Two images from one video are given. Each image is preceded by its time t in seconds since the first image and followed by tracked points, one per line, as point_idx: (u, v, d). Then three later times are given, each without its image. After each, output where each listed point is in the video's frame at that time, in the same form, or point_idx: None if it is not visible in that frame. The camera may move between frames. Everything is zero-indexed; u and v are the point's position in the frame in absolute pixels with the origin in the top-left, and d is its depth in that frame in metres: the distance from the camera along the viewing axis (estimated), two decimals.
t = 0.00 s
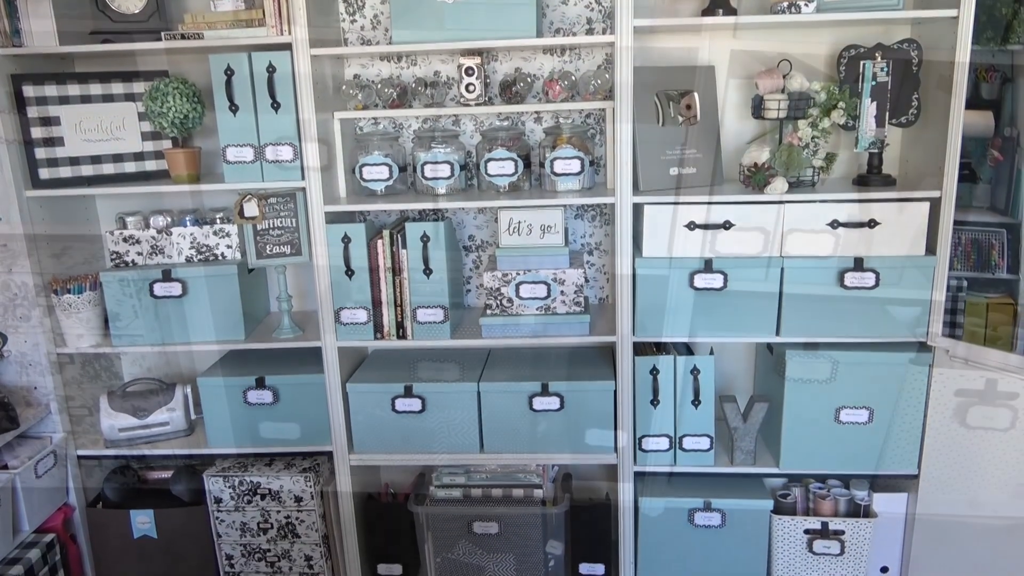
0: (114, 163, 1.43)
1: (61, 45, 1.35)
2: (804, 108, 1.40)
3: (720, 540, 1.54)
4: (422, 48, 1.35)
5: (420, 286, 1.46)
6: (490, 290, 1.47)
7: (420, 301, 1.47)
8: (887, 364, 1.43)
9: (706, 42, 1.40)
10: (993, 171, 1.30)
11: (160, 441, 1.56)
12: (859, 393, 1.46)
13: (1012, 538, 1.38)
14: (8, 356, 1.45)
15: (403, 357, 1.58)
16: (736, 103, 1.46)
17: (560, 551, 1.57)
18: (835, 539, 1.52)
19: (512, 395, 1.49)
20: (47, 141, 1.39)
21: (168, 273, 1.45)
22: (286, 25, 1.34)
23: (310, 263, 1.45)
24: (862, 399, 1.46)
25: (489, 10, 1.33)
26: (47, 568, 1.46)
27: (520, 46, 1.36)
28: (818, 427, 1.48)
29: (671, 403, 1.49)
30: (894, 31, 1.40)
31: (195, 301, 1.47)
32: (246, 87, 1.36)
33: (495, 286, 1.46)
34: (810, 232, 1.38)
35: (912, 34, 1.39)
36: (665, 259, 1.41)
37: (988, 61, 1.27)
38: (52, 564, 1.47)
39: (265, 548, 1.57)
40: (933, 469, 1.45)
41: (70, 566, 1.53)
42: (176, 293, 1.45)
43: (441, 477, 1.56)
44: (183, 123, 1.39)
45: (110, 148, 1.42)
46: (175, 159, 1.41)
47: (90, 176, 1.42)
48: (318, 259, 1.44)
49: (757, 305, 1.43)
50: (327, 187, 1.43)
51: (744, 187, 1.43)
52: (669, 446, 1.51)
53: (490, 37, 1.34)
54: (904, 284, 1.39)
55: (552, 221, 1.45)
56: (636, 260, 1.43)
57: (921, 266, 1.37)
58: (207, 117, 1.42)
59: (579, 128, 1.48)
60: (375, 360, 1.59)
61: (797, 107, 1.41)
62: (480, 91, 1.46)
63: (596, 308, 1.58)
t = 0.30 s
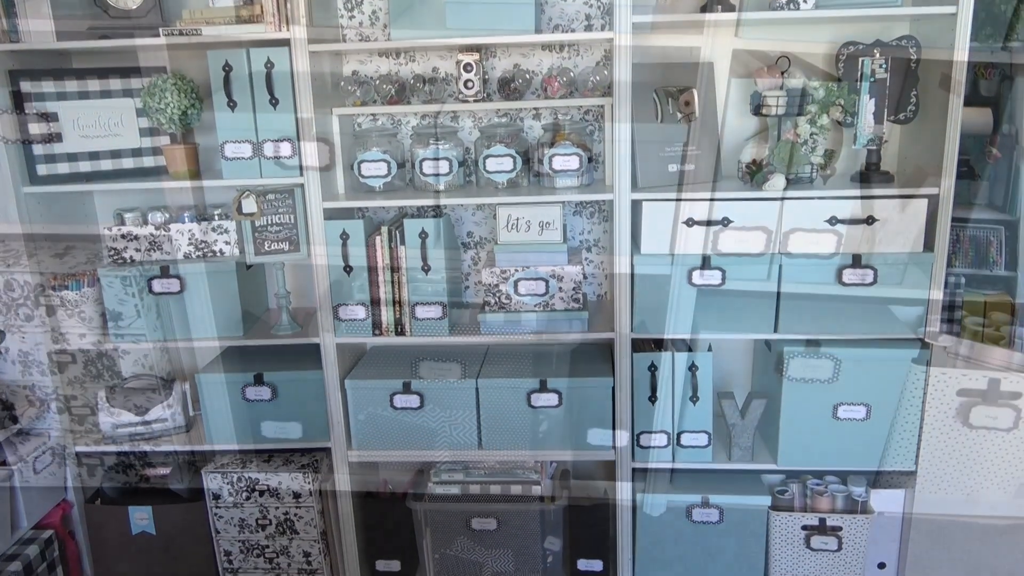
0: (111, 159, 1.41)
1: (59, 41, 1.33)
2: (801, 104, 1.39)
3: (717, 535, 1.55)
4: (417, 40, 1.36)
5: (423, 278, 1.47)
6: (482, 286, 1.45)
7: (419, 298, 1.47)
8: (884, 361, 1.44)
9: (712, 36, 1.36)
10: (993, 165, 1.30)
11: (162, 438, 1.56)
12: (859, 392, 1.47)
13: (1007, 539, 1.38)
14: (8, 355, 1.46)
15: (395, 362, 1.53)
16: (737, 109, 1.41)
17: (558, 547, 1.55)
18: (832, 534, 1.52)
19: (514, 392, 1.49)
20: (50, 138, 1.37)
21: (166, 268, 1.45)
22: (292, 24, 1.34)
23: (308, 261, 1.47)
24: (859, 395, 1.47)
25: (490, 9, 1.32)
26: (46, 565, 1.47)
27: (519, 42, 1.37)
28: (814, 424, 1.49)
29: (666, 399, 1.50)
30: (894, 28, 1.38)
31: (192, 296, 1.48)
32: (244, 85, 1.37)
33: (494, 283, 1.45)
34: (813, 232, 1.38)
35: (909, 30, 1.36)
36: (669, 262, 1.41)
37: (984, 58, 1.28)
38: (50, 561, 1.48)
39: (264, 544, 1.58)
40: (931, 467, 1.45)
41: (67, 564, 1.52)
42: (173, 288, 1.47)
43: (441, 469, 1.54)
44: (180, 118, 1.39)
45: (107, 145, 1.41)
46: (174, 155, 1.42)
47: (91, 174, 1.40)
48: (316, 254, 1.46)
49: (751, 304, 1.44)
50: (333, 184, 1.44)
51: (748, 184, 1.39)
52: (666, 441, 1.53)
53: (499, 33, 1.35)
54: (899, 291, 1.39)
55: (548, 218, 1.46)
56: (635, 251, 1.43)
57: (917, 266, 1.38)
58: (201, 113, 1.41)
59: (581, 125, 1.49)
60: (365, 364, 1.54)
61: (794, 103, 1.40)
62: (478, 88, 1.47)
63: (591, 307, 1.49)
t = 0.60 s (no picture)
0: (108, 156, 1.41)
1: (54, 35, 1.31)
2: (799, 101, 1.36)
3: (714, 531, 1.54)
4: (412, 35, 1.34)
5: (423, 274, 1.47)
6: (479, 284, 1.47)
7: (417, 296, 1.47)
8: (887, 358, 1.42)
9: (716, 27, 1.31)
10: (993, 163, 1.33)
11: (164, 439, 1.54)
12: (861, 390, 1.45)
13: (1006, 538, 1.42)
14: (8, 355, 1.46)
15: (394, 363, 1.52)
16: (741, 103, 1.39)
17: (555, 544, 1.56)
18: (829, 531, 1.50)
19: (513, 395, 1.48)
20: (53, 137, 1.37)
21: (163, 265, 1.46)
22: (298, 23, 1.33)
23: (305, 258, 1.47)
24: (861, 394, 1.45)
25: (488, 8, 1.31)
26: (42, 562, 1.48)
27: (517, 39, 1.34)
28: (813, 421, 1.49)
29: (664, 398, 1.50)
30: (891, 24, 1.37)
31: (189, 291, 1.48)
32: (241, 82, 1.37)
33: (491, 279, 1.47)
34: (813, 231, 1.37)
35: (909, 26, 1.34)
36: (671, 263, 1.41)
37: (984, 57, 1.27)
38: (47, 558, 1.50)
39: (260, 542, 1.58)
40: (928, 464, 1.45)
41: (65, 560, 1.54)
42: (170, 285, 1.46)
43: (440, 467, 1.55)
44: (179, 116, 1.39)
45: (103, 142, 1.40)
46: (171, 151, 1.41)
47: (91, 171, 1.41)
48: (313, 252, 1.46)
49: (749, 299, 1.47)
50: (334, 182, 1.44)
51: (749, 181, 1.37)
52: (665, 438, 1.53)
53: (492, 30, 1.32)
54: (899, 290, 1.39)
55: (547, 215, 1.45)
56: (634, 250, 1.43)
57: (915, 262, 1.38)
58: (194, 113, 1.39)
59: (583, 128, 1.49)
60: (364, 364, 1.53)
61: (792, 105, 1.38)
62: (476, 84, 1.48)
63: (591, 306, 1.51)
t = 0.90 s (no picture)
0: (104, 156, 1.39)
1: (50, 34, 1.30)
2: (798, 101, 1.33)
3: (712, 530, 1.54)
4: (408, 35, 1.29)
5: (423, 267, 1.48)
6: (479, 286, 1.48)
7: (415, 297, 1.47)
8: (889, 359, 1.41)
9: (716, 28, 1.24)
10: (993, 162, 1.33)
11: (164, 441, 1.54)
12: (862, 391, 1.45)
13: (1007, 538, 1.48)
14: (9, 357, 1.46)
15: (393, 365, 1.50)
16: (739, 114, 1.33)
17: (554, 544, 1.57)
18: (827, 531, 1.50)
19: (518, 393, 1.48)
20: (55, 139, 1.37)
21: (161, 265, 1.45)
22: (300, 25, 1.29)
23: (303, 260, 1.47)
24: (863, 395, 1.45)
25: (488, 10, 1.27)
26: (40, 564, 1.49)
27: (518, 40, 1.32)
28: (812, 422, 1.49)
29: (661, 399, 1.50)
30: (889, 24, 1.31)
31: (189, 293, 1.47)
32: (238, 84, 1.39)
33: (490, 280, 1.48)
34: (813, 233, 1.37)
35: (908, 27, 1.29)
36: (671, 266, 1.40)
37: (990, 58, 1.24)
38: (44, 560, 1.50)
39: (259, 543, 1.59)
40: (928, 464, 1.46)
41: (61, 561, 1.54)
42: (168, 286, 1.46)
43: (442, 468, 1.55)
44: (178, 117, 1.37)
45: (99, 143, 1.38)
46: (167, 151, 1.39)
47: (92, 173, 1.40)
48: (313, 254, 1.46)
49: (744, 297, 1.51)
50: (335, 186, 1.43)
51: (750, 182, 1.36)
52: (666, 439, 1.53)
53: (491, 31, 1.29)
54: (900, 292, 1.38)
55: (545, 215, 1.45)
56: (632, 250, 1.43)
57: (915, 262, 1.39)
58: (194, 116, 1.37)
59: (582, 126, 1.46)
60: (361, 368, 1.50)
61: (792, 108, 1.33)
62: (474, 84, 1.49)
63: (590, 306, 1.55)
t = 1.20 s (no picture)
0: (106, 169, 1.37)
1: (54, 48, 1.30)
2: (803, 113, 1.26)
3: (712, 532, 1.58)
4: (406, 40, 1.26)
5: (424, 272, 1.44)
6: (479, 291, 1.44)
7: (418, 306, 1.45)
8: (888, 371, 1.42)
9: (716, 32, 1.21)
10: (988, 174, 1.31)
11: (164, 446, 1.55)
12: (863, 398, 1.45)
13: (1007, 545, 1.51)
14: (9, 363, 1.46)
15: (390, 371, 1.49)
16: (741, 118, 1.27)
17: (561, 564, 1.51)
18: (837, 548, 1.52)
19: (517, 401, 1.51)
20: (56, 144, 1.35)
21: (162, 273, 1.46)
22: (299, 31, 1.26)
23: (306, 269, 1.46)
24: (864, 400, 1.45)
25: (487, 17, 1.24)
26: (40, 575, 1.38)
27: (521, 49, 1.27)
28: (814, 433, 1.49)
29: (665, 400, 1.49)
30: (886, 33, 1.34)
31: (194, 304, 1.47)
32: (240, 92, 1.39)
33: (496, 295, 1.45)
34: (813, 239, 1.35)
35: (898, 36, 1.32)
36: (671, 271, 1.39)
37: (988, 65, 1.23)
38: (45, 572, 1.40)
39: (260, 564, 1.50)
40: (931, 476, 1.52)
41: (61, 572, 1.39)
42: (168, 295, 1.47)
43: (444, 474, 1.60)
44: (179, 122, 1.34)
45: (100, 156, 1.36)
46: (168, 166, 1.36)
47: (93, 179, 1.38)
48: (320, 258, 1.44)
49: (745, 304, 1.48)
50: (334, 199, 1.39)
51: (748, 188, 1.32)
52: (665, 445, 1.54)
53: (491, 38, 1.26)
54: (898, 297, 1.39)
55: (550, 229, 1.38)
56: (639, 264, 1.40)
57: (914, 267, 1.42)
58: (195, 122, 1.34)
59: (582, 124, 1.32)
60: (360, 380, 1.50)
61: (792, 114, 1.27)
62: (478, 98, 1.44)
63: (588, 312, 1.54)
